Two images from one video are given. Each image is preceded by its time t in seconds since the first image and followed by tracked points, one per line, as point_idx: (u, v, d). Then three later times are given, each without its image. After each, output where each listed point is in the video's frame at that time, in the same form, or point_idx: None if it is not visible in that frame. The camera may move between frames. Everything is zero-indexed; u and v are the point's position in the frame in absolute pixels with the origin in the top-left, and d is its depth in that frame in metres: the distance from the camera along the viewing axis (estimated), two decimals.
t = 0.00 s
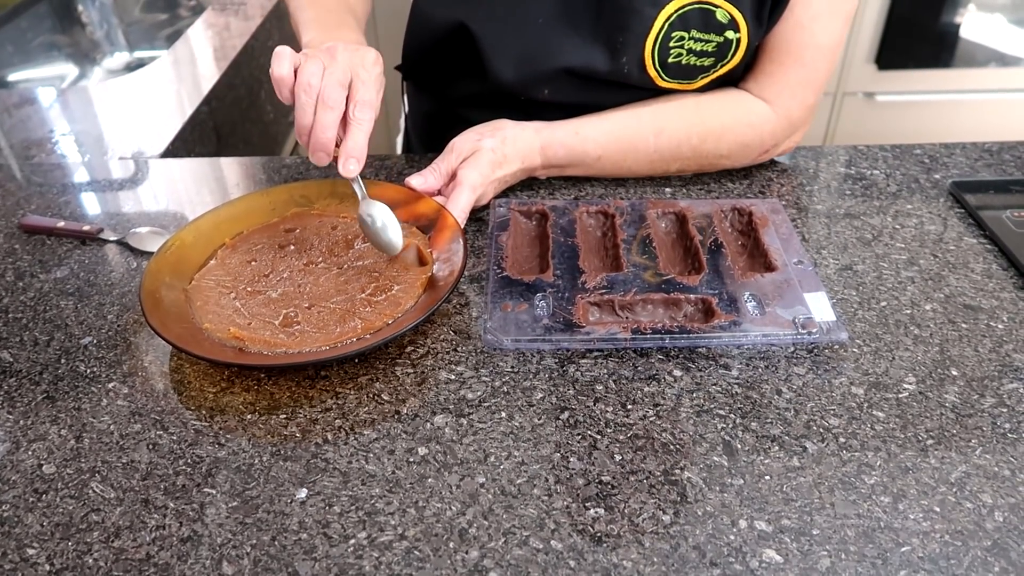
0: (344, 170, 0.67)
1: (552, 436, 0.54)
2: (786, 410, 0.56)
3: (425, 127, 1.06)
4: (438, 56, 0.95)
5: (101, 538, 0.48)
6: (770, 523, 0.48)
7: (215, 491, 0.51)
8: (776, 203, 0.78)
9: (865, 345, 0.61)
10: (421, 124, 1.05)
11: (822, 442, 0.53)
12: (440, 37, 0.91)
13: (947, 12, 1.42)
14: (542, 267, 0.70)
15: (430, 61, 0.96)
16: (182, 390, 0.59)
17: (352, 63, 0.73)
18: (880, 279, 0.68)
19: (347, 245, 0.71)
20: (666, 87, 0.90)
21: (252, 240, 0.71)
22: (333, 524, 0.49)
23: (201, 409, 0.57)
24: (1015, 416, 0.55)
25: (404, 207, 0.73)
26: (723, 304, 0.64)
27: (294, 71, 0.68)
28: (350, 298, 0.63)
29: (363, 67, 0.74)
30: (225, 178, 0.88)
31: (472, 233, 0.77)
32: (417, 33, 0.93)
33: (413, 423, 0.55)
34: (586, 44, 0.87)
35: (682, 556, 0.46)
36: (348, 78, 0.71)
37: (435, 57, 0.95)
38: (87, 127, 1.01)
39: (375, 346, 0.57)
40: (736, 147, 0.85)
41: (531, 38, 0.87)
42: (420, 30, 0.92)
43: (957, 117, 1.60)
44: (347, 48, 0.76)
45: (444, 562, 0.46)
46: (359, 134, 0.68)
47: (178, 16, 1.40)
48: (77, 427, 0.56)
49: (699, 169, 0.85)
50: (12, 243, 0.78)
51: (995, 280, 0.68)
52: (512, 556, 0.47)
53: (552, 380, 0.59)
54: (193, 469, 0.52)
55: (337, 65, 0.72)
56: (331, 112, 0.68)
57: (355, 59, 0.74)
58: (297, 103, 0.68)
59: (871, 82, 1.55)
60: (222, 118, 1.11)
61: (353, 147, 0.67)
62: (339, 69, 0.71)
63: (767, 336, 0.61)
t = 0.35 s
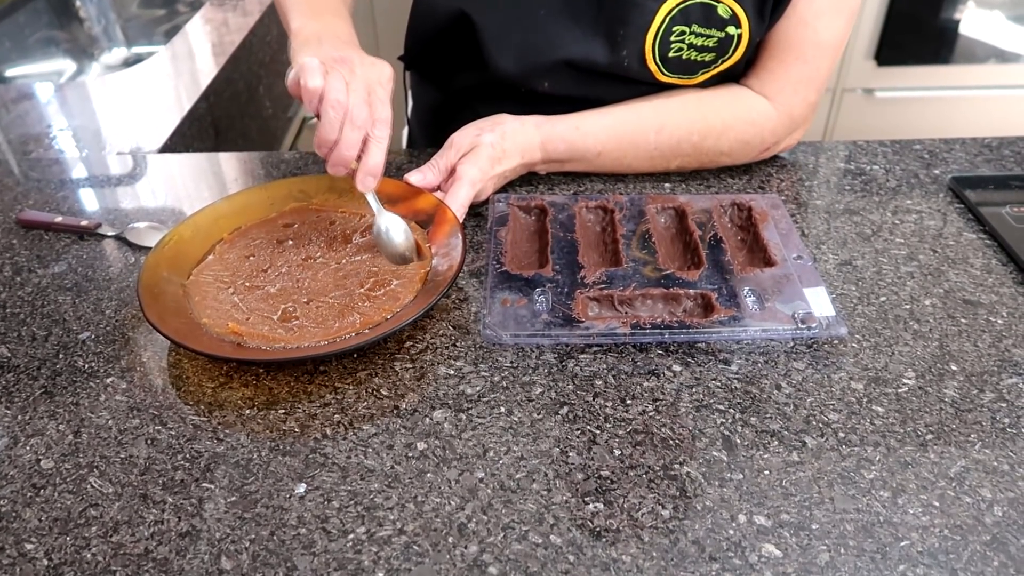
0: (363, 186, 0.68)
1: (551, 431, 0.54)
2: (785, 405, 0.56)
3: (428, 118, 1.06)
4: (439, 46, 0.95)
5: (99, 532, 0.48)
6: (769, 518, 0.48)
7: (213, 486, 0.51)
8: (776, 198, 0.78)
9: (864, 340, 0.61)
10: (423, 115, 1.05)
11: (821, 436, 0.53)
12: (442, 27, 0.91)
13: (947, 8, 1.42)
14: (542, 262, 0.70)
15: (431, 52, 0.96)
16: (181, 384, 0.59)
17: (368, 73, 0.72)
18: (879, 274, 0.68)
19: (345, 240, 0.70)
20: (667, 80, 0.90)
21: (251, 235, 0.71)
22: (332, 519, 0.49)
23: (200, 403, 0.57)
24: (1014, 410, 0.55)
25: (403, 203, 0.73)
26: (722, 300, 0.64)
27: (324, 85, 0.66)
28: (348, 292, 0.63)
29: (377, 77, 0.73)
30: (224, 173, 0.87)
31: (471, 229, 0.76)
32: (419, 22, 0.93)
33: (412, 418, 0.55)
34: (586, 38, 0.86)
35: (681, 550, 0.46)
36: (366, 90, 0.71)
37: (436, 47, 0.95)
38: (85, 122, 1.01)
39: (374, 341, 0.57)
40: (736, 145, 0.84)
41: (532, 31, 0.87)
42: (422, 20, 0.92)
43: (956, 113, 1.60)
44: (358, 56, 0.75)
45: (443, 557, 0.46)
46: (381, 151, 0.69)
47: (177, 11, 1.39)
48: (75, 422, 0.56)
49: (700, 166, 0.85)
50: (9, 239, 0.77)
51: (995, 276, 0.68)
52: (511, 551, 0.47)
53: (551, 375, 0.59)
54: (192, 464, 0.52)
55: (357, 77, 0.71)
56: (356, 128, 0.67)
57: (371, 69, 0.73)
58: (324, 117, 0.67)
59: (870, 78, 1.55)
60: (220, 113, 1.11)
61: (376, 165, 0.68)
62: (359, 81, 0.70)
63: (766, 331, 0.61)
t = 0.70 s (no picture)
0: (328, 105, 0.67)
1: (549, 431, 0.54)
2: (784, 405, 0.55)
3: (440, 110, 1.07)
4: (444, 42, 0.95)
5: (97, 533, 0.48)
6: (768, 518, 0.48)
7: (211, 486, 0.51)
8: (776, 200, 0.78)
9: (863, 341, 0.61)
10: (424, 112, 1.05)
11: (819, 437, 0.53)
12: (448, 21, 0.92)
13: (945, 11, 1.43)
14: (542, 262, 0.70)
15: (436, 47, 0.97)
16: (179, 385, 0.59)
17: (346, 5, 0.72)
18: (878, 275, 0.68)
19: (343, 241, 0.70)
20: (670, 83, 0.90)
21: (248, 236, 0.71)
22: (330, 520, 0.48)
23: (198, 404, 0.57)
24: (1012, 412, 0.54)
25: (401, 204, 0.73)
26: (722, 301, 0.64)
27: (293, 3, 0.68)
28: (345, 293, 0.63)
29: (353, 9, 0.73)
30: (223, 173, 0.87)
31: (469, 229, 0.76)
32: (425, 16, 0.93)
33: (410, 418, 0.55)
34: (590, 37, 0.86)
35: (679, 551, 0.46)
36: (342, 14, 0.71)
37: (441, 43, 0.96)
38: (84, 122, 1.01)
39: (371, 342, 0.57)
40: (738, 150, 0.84)
41: (536, 27, 0.87)
42: (428, 13, 0.93)
43: (955, 115, 1.60)
44: None
45: (441, 557, 0.46)
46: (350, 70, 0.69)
47: (176, 11, 1.39)
48: (73, 422, 0.56)
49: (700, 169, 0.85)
50: (8, 239, 0.77)
51: (993, 277, 0.68)
52: (508, 551, 0.47)
53: (549, 376, 0.59)
54: (189, 464, 0.52)
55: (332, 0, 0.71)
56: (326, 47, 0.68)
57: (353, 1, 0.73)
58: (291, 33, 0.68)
59: (869, 80, 1.55)
60: (219, 114, 1.11)
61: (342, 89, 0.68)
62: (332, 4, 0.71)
63: (765, 333, 0.61)
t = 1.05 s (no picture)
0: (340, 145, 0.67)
1: (549, 435, 0.54)
2: (782, 409, 0.56)
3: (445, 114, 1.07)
4: (444, 52, 0.94)
5: (96, 537, 0.48)
6: (767, 523, 0.48)
7: (210, 490, 0.51)
8: (775, 203, 0.78)
9: (862, 345, 0.61)
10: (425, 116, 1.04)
11: (819, 441, 0.53)
12: (450, 32, 0.90)
13: (943, 13, 1.44)
14: (541, 266, 0.71)
15: (436, 56, 0.95)
16: (178, 389, 0.59)
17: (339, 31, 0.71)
18: (877, 279, 0.68)
19: (342, 244, 0.70)
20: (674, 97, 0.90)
21: (247, 239, 0.71)
22: (329, 524, 0.48)
23: (197, 408, 0.57)
24: (1011, 415, 0.55)
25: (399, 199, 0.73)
26: (721, 304, 0.64)
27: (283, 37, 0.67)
28: (344, 297, 0.63)
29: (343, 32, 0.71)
30: (222, 177, 0.87)
31: (468, 232, 0.76)
32: (426, 26, 0.91)
33: (410, 422, 0.55)
34: (595, 54, 0.87)
35: (678, 555, 0.46)
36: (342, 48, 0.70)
37: (441, 53, 0.94)
38: (83, 126, 1.01)
39: (370, 345, 0.57)
40: (738, 159, 0.84)
41: (540, 42, 0.87)
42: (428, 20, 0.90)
43: (954, 117, 1.60)
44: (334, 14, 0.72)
45: (440, 561, 0.46)
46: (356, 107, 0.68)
47: (175, 15, 1.39)
48: (72, 426, 0.56)
49: (698, 174, 0.84)
50: (7, 242, 0.77)
51: (992, 280, 0.68)
52: (508, 555, 0.47)
53: (548, 380, 0.59)
54: (188, 469, 0.52)
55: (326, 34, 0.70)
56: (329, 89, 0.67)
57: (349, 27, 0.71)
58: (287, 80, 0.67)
59: (868, 82, 1.55)
60: (219, 117, 1.11)
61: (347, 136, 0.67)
62: (327, 39, 0.69)
63: (763, 337, 0.61)
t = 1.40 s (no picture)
0: (377, 206, 0.65)
1: (549, 439, 0.54)
2: (782, 413, 0.56)
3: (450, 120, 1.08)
4: (445, 62, 0.94)
5: (96, 543, 0.48)
6: (767, 527, 0.48)
7: (210, 495, 0.51)
8: (774, 207, 0.78)
9: (862, 349, 0.61)
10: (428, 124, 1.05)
11: (819, 445, 0.53)
12: (451, 42, 0.90)
13: (942, 16, 1.44)
14: (541, 270, 0.71)
15: (437, 66, 0.95)
16: (179, 394, 0.59)
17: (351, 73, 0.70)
18: (876, 283, 0.68)
19: (341, 248, 0.71)
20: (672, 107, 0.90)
21: (247, 244, 0.71)
22: (329, 529, 0.48)
23: (197, 413, 0.57)
24: (1011, 419, 0.55)
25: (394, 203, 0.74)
26: (720, 309, 0.64)
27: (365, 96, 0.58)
28: (344, 301, 0.63)
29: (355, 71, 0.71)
30: (222, 181, 0.88)
31: (468, 237, 0.76)
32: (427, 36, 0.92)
33: (410, 427, 0.55)
34: (591, 68, 0.86)
35: (679, 560, 0.46)
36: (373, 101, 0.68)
37: (442, 63, 0.94)
38: (83, 130, 1.01)
39: (370, 350, 0.57)
40: (737, 166, 0.84)
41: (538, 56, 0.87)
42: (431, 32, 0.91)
43: (954, 120, 1.60)
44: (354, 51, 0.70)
45: (440, 566, 0.46)
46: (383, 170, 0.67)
47: (175, 18, 1.40)
48: (73, 431, 0.56)
49: (698, 180, 0.85)
50: (7, 247, 0.77)
51: (991, 284, 0.68)
52: (508, 560, 0.47)
53: (548, 384, 0.59)
54: (189, 474, 0.52)
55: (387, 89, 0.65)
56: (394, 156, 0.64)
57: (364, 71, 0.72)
58: (359, 129, 0.60)
59: (867, 85, 1.55)
60: (219, 121, 1.11)
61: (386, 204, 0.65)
62: (392, 95, 0.64)
63: (763, 341, 0.61)
